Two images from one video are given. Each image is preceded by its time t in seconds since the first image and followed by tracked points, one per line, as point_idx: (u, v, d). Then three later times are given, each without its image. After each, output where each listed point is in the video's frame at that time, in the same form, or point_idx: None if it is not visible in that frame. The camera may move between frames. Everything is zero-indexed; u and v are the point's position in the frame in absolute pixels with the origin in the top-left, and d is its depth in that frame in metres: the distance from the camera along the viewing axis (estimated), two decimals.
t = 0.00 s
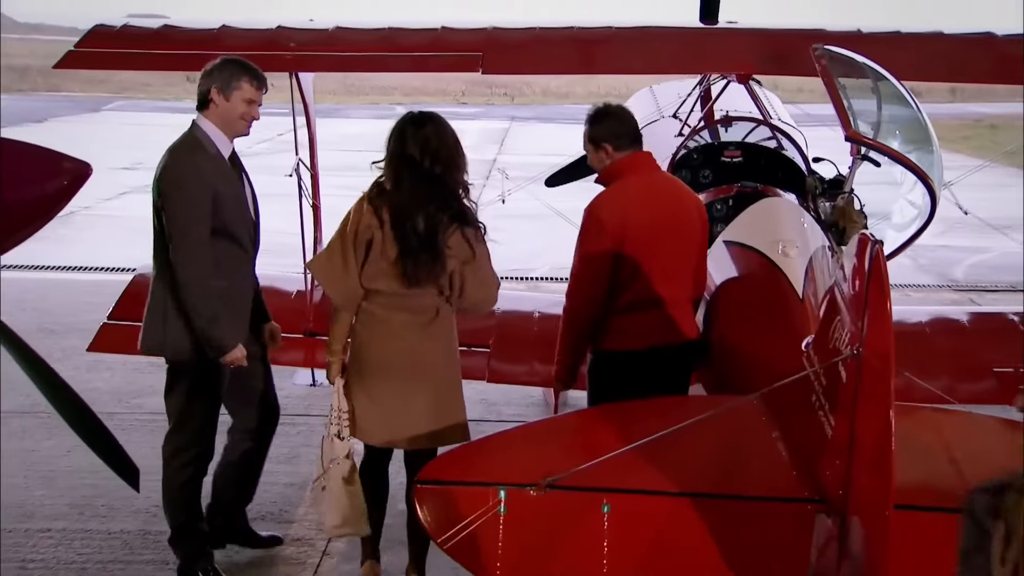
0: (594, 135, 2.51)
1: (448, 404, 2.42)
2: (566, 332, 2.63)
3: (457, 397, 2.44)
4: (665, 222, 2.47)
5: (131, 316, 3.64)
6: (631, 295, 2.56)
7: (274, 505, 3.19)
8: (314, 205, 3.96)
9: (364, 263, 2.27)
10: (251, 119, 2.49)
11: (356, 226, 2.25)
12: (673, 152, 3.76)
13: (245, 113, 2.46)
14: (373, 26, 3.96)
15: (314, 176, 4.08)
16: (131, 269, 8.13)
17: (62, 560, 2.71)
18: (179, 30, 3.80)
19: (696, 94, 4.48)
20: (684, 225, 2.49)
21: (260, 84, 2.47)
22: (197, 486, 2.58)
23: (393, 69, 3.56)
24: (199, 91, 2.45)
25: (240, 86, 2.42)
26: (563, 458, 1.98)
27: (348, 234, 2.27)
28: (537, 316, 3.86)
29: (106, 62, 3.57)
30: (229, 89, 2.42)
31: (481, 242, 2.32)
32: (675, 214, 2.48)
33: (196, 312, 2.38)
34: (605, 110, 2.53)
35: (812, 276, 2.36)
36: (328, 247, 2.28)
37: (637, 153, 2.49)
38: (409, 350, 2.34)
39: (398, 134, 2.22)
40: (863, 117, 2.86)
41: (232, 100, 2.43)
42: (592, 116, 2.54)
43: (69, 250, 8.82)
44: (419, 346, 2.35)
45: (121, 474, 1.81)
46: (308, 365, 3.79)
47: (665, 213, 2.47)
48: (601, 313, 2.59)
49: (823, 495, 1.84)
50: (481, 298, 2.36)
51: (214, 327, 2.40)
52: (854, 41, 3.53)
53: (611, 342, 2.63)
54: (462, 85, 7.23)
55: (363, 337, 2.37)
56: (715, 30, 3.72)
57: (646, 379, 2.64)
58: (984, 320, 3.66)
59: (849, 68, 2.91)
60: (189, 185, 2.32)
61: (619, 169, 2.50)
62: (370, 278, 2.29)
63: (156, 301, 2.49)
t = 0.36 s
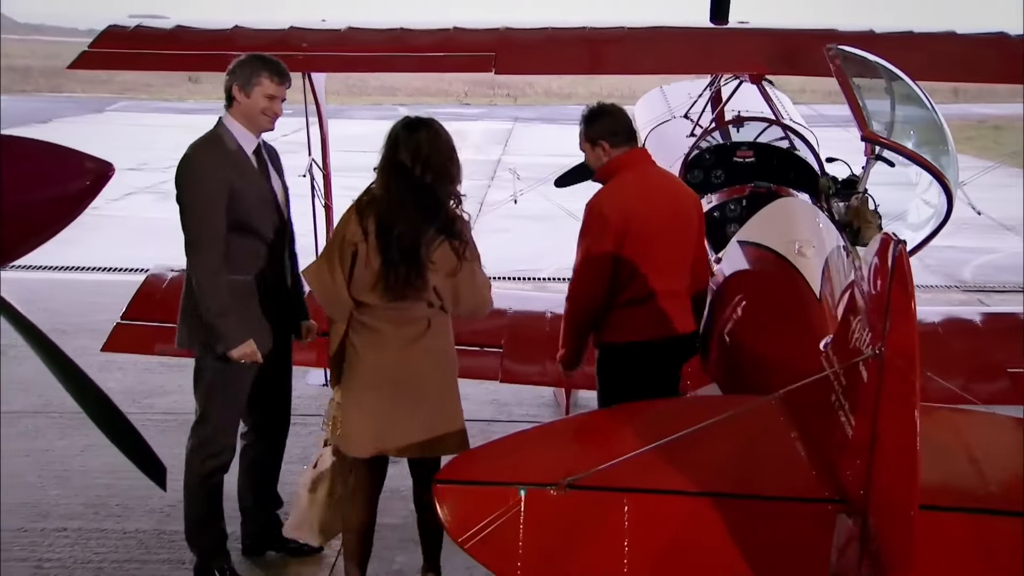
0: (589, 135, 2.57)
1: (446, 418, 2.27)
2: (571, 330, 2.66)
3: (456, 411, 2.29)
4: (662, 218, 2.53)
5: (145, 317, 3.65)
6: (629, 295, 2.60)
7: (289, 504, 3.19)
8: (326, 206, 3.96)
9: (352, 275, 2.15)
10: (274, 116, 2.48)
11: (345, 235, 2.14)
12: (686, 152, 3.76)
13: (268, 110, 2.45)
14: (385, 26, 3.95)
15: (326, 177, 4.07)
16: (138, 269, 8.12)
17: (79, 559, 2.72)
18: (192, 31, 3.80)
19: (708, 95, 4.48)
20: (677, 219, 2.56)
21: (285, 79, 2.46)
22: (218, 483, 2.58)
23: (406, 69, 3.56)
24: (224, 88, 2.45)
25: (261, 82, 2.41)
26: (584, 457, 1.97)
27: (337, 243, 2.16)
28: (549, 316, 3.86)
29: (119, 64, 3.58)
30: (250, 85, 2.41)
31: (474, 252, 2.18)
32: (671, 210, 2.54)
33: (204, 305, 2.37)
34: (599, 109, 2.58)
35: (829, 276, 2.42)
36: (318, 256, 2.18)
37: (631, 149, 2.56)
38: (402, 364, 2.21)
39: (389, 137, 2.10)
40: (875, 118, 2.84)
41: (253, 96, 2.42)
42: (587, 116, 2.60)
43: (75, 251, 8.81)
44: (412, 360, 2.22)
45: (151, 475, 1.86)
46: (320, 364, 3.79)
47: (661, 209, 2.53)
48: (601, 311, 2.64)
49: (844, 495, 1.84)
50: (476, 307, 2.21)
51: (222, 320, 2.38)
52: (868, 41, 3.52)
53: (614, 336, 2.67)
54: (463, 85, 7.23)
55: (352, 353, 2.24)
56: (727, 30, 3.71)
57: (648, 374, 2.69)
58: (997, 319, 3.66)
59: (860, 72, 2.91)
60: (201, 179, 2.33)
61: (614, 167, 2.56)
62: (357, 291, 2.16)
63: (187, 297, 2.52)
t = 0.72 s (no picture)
0: (598, 134, 2.60)
1: (428, 429, 2.18)
2: (587, 330, 2.66)
3: (440, 422, 2.19)
4: (668, 216, 2.58)
5: (156, 318, 3.66)
6: (632, 286, 2.64)
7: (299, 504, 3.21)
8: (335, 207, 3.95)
9: (336, 279, 2.08)
10: (301, 117, 2.45)
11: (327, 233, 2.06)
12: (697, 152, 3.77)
13: (293, 110, 2.42)
14: (395, 27, 3.94)
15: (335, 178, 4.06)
16: (142, 270, 8.11)
17: (93, 560, 2.73)
18: (202, 32, 3.79)
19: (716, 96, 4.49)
20: (681, 218, 2.61)
21: (313, 81, 2.43)
22: (234, 483, 2.60)
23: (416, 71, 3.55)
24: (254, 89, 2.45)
25: (285, 81, 2.39)
26: (601, 457, 1.98)
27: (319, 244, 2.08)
28: (559, 317, 3.86)
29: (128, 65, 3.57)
30: (275, 85, 2.39)
31: (458, 255, 2.08)
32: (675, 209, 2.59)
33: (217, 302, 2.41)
34: (608, 110, 2.61)
35: (842, 276, 2.36)
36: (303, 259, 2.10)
37: (638, 149, 2.59)
38: (384, 372, 2.12)
39: (372, 134, 2.02)
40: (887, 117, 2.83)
41: (278, 95, 2.40)
42: (595, 116, 2.62)
43: (79, 251, 8.80)
44: (394, 367, 2.12)
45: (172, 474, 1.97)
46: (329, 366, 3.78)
47: (666, 207, 2.58)
48: (615, 308, 2.65)
49: (861, 496, 1.85)
50: (461, 312, 2.12)
51: (229, 317, 2.40)
52: (880, 42, 3.52)
53: (625, 332, 2.70)
54: (466, 86, 7.24)
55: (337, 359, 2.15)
56: (738, 31, 3.70)
57: (641, 367, 2.75)
58: (1007, 320, 3.66)
59: (870, 72, 2.92)
60: (220, 179, 2.36)
61: (622, 166, 2.59)
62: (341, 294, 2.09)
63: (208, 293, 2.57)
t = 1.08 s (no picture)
0: (599, 121, 2.75)
1: (431, 435, 2.17)
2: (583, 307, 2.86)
3: (441, 431, 2.19)
4: (662, 204, 2.72)
5: (158, 318, 3.66)
6: (627, 270, 2.78)
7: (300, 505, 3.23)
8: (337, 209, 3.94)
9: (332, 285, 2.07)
10: (312, 120, 2.45)
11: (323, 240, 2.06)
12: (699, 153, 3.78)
13: (303, 111, 2.42)
14: (397, 28, 3.93)
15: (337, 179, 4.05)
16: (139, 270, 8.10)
17: (99, 561, 2.74)
18: (204, 33, 3.78)
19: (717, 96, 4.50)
20: (674, 206, 2.75)
21: (325, 84, 2.43)
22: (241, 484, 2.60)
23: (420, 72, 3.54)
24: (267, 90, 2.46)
25: (296, 82, 2.39)
26: (611, 457, 1.98)
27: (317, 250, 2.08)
28: (562, 317, 3.87)
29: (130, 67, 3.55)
30: (286, 86, 2.40)
31: (455, 263, 2.07)
32: (670, 197, 2.73)
33: (224, 297, 2.44)
34: (609, 100, 2.76)
35: (849, 277, 2.35)
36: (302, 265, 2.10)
37: (634, 139, 2.74)
38: (380, 379, 2.11)
39: (370, 139, 2.03)
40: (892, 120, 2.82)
41: (288, 96, 2.40)
42: (597, 105, 2.78)
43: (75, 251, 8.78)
44: (391, 374, 2.12)
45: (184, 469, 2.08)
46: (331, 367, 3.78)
47: (661, 195, 2.71)
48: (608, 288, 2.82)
49: (871, 496, 1.86)
50: (460, 318, 2.12)
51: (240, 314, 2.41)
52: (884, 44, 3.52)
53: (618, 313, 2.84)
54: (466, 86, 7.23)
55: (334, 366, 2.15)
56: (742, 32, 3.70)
57: (632, 356, 2.91)
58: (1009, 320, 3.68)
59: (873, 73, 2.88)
60: (228, 179, 2.36)
61: (617, 155, 2.74)
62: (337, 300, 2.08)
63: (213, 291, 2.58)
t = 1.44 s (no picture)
0: (570, 124, 2.76)
1: (422, 457, 2.16)
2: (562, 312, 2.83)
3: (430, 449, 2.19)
4: (632, 205, 2.76)
5: (151, 320, 3.64)
6: (599, 272, 2.79)
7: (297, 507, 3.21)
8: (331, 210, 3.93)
9: (334, 296, 2.05)
10: (305, 120, 2.46)
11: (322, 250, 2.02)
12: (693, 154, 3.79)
13: (296, 112, 2.43)
14: (391, 29, 3.92)
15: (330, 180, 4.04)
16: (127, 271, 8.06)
17: (95, 563, 2.72)
18: (196, 33, 3.75)
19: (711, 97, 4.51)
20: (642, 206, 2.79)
21: (318, 83, 2.43)
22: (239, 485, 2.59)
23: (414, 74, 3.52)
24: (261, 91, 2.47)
25: (288, 83, 2.40)
26: (611, 458, 1.99)
27: (312, 260, 2.03)
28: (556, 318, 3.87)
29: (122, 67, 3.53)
30: (278, 87, 2.41)
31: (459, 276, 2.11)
32: (637, 199, 2.77)
33: (223, 297, 2.41)
34: (580, 103, 2.77)
35: (846, 278, 2.39)
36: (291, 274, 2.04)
37: (603, 143, 2.76)
38: (376, 396, 2.09)
39: (377, 151, 2.03)
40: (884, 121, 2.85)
41: (281, 97, 2.41)
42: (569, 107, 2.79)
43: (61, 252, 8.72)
44: (385, 393, 2.09)
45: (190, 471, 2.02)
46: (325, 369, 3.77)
47: (630, 196, 2.75)
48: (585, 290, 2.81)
49: (871, 496, 1.87)
50: (456, 333, 2.16)
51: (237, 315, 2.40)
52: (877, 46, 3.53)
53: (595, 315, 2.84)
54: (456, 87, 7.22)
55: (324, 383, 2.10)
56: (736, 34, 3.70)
57: (612, 355, 2.91)
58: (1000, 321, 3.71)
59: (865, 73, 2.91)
60: (225, 182, 2.36)
61: (587, 159, 2.77)
62: (338, 312, 2.06)
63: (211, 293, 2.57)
